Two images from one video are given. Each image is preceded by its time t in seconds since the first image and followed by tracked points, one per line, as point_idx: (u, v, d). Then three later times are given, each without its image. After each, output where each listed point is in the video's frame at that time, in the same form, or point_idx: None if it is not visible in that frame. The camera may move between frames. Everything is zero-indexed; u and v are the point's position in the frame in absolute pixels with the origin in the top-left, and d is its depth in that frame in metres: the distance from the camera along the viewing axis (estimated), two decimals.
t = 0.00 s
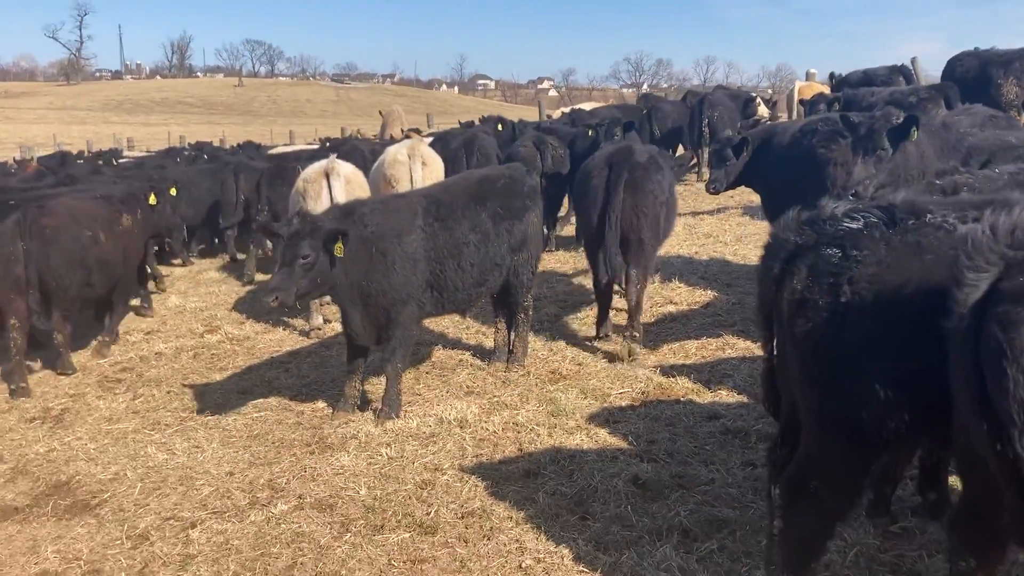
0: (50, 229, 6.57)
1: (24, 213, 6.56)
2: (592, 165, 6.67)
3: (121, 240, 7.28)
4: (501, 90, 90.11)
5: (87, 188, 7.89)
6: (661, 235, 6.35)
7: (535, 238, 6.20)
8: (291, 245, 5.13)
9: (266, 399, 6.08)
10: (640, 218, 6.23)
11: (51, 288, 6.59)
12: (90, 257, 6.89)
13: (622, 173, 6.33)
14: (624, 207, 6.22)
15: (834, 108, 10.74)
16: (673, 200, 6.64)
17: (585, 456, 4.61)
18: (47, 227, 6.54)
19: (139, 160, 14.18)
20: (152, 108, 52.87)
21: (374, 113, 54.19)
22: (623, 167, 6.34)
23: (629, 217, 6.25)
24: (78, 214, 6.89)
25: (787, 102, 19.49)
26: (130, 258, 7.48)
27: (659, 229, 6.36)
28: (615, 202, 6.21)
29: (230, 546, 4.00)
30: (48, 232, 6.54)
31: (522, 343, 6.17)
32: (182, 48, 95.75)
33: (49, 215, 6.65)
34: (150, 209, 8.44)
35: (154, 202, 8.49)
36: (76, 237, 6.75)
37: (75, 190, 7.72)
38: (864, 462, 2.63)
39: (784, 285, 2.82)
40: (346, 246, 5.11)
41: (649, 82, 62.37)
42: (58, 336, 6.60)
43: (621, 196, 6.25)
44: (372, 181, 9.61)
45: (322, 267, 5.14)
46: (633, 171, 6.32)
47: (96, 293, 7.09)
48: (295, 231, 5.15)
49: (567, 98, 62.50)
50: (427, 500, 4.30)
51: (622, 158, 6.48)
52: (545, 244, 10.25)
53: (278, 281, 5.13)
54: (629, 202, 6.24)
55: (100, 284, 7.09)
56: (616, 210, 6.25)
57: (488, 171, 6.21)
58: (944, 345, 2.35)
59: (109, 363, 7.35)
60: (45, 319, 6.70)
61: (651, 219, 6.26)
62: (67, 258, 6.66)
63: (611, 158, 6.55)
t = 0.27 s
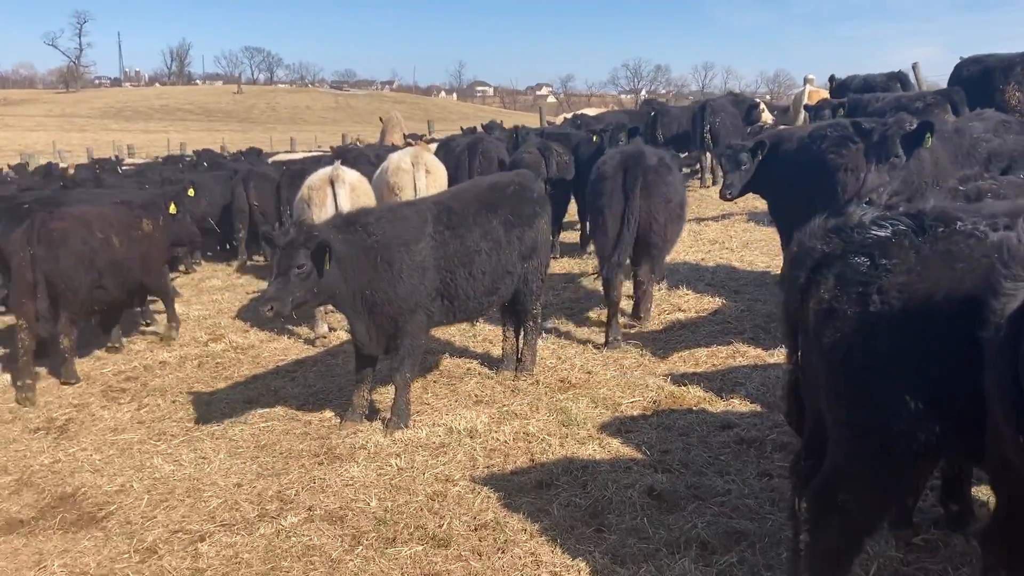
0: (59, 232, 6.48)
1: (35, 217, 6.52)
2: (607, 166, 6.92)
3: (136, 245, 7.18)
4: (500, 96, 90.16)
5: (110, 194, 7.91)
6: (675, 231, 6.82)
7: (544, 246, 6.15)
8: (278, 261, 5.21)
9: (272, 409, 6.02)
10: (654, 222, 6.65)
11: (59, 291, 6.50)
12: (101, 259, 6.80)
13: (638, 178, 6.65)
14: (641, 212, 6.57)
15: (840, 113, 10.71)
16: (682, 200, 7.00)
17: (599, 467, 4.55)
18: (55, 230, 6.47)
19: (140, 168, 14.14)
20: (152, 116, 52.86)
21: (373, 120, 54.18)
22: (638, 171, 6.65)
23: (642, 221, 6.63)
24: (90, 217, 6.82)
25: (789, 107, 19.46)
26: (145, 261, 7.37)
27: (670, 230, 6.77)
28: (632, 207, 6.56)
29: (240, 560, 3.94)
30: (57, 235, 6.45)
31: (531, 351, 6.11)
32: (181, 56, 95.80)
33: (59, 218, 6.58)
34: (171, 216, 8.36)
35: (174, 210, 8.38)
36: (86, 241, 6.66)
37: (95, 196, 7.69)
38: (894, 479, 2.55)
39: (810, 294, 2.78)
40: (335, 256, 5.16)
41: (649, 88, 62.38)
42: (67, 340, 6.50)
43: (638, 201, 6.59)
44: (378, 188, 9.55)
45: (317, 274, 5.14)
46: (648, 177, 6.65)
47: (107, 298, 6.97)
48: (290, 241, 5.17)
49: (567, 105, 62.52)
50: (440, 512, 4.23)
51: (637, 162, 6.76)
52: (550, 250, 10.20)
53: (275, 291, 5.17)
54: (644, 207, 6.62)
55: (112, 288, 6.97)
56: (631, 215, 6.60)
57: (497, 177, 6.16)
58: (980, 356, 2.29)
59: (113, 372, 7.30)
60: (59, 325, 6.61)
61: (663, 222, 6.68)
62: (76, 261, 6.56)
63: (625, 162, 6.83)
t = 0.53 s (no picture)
0: (69, 233, 6.47)
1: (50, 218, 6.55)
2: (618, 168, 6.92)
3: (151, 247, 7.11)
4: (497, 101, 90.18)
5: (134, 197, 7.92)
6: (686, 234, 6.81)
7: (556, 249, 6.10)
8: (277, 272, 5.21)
9: (278, 414, 5.97)
10: (665, 222, 6.60)
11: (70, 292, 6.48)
12: (116, 261, 6.76)
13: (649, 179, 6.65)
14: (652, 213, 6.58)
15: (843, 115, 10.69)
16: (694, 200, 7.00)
17: (612, 471, 4.51)
18: (66, 230, 6.47)
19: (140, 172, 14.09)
20: (149, 121, 52.82)
21: (371, 125, 54.15)
22: (647, 173, 6.68)
23: (654, 222, 6.64)
24: (104, 218, 6.79)
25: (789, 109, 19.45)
26: (165, 263, 7.33)
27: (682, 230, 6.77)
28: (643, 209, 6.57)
29: (251, 567, 3.89)
30: (68, 236, 6.45)
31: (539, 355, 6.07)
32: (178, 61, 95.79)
33: (72, 219, 6.59)
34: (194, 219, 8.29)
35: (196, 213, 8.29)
36: (98, 242, 6.63)
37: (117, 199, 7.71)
38: (924, 486, 2.48)
39: (836, 296, 2.73)
40: (335, 262, 5.13)
41: (646, 92, 62.44)
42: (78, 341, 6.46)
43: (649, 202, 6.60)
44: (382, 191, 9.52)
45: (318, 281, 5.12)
46: (658, 178, 6.65)
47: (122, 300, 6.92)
48: (289, 251, 5.13)
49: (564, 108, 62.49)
50: (452, 518, 4.19)
51: (648, 164, 6.76)
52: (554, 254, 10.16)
53: (276, 302, 5.12)
54: (656, 207, 6.62)
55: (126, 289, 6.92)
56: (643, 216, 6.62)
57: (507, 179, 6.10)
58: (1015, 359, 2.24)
59: (116, 377, 7.24)
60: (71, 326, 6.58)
61: (675, 223, 6.68)
62: (87, 262, 6.53)
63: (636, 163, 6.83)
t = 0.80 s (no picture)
0: (87, 240, 6.48)
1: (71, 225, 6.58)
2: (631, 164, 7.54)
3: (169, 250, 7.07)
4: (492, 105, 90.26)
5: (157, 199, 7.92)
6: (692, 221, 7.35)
7: (569, 253, 6.07)
8: (275, 284, 5.33)
9: (287, 419, 5.94)
10: (671, 210, 7.21)
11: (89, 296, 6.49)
12: (132, 265, 6.74)
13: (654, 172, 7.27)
14: (656, 203, 7.18)
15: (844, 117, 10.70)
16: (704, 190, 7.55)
17: (627, 475, 4.49)
18: (84, 237, 6.47)
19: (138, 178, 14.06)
20: (144, 127, 52.75)
21: (366, 129, 54.15)
22: (651, 166, 7.30)
23: (659, 210, 7.23)
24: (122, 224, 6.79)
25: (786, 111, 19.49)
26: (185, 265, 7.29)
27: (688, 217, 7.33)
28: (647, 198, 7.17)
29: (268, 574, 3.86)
30: (84, 244, 6.45)
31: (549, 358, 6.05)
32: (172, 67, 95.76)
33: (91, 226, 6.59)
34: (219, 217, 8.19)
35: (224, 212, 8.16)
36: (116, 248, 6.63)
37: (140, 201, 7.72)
38: (956, 485, 2.46)
39: (864, 297, 2.71)
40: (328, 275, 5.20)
41: (641, 95, 62.54)
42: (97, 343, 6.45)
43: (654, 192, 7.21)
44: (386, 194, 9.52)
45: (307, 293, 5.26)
46: (664, 169, 7.25)
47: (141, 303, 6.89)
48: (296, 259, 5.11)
49: (561, 112, 62.53)
50: (468, 522, 4.17)
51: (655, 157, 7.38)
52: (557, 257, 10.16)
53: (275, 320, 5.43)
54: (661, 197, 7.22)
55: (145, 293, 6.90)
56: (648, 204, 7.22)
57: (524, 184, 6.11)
58: None
59: (122, 383, 7.21)
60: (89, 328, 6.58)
61: (680, 210, 7.23)
62: (106, 268, 6.53)
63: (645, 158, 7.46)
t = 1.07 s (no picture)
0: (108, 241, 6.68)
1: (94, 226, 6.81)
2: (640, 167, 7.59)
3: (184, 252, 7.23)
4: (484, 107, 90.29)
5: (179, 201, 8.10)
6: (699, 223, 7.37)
7: (588, 254, 5.99)
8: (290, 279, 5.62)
9: (299, 423, 5.92)
10: (679, 212, 7.24)
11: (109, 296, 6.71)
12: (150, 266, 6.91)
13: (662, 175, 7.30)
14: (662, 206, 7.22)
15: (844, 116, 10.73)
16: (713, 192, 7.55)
17: (646, 476, 4.49)
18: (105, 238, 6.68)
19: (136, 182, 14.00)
20: (136, 131, 52.58)
21: (359, 132, 54.10)
22: (658, 170, 7.32)
23: (667, 213, 7.26)
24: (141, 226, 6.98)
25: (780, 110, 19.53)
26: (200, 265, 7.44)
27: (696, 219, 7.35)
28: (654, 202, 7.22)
29: None
30: (106, 245, 6.66)
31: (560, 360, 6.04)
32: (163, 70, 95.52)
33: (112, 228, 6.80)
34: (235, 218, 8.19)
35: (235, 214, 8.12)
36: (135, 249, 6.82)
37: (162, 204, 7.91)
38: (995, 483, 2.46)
39: (900, 298, 2.72)
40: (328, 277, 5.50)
41: (633, 96, 62.63)
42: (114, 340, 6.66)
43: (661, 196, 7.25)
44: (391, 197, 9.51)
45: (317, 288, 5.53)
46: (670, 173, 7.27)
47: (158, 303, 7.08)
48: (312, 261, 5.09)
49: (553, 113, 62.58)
50: (489, 526, 4.15)
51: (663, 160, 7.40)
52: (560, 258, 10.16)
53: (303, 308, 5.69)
54: (667, 200, 7.25)
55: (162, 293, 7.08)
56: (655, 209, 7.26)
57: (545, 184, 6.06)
58: None
59: (129, 388, 7.18)
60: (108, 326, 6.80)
61: (687, 213, 7.25)
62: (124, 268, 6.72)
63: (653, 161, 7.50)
